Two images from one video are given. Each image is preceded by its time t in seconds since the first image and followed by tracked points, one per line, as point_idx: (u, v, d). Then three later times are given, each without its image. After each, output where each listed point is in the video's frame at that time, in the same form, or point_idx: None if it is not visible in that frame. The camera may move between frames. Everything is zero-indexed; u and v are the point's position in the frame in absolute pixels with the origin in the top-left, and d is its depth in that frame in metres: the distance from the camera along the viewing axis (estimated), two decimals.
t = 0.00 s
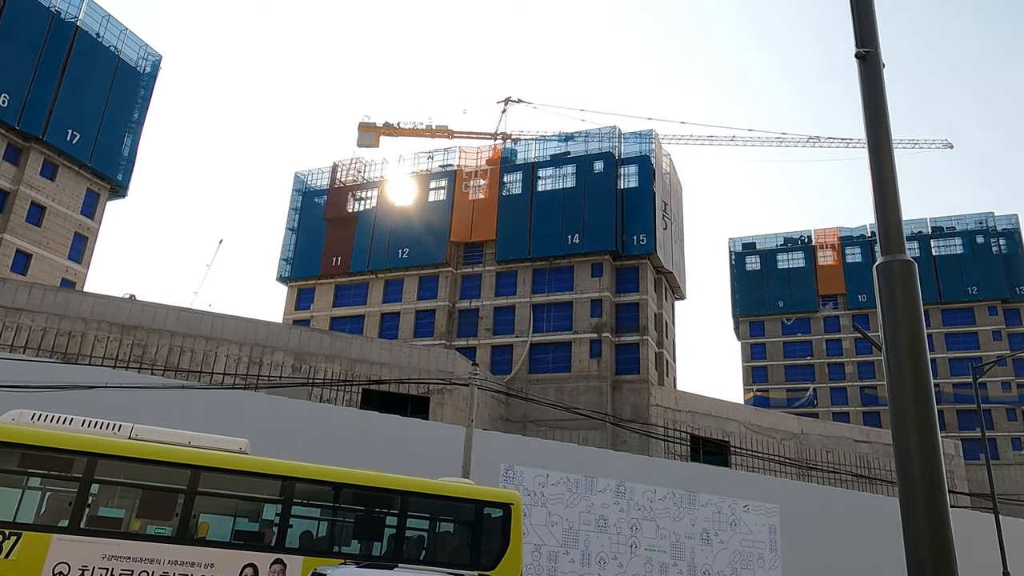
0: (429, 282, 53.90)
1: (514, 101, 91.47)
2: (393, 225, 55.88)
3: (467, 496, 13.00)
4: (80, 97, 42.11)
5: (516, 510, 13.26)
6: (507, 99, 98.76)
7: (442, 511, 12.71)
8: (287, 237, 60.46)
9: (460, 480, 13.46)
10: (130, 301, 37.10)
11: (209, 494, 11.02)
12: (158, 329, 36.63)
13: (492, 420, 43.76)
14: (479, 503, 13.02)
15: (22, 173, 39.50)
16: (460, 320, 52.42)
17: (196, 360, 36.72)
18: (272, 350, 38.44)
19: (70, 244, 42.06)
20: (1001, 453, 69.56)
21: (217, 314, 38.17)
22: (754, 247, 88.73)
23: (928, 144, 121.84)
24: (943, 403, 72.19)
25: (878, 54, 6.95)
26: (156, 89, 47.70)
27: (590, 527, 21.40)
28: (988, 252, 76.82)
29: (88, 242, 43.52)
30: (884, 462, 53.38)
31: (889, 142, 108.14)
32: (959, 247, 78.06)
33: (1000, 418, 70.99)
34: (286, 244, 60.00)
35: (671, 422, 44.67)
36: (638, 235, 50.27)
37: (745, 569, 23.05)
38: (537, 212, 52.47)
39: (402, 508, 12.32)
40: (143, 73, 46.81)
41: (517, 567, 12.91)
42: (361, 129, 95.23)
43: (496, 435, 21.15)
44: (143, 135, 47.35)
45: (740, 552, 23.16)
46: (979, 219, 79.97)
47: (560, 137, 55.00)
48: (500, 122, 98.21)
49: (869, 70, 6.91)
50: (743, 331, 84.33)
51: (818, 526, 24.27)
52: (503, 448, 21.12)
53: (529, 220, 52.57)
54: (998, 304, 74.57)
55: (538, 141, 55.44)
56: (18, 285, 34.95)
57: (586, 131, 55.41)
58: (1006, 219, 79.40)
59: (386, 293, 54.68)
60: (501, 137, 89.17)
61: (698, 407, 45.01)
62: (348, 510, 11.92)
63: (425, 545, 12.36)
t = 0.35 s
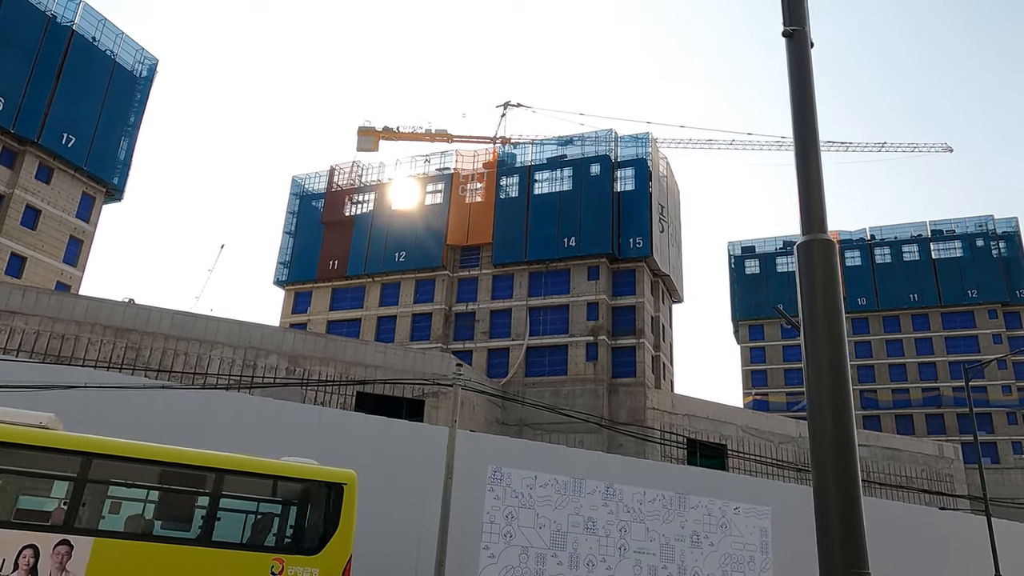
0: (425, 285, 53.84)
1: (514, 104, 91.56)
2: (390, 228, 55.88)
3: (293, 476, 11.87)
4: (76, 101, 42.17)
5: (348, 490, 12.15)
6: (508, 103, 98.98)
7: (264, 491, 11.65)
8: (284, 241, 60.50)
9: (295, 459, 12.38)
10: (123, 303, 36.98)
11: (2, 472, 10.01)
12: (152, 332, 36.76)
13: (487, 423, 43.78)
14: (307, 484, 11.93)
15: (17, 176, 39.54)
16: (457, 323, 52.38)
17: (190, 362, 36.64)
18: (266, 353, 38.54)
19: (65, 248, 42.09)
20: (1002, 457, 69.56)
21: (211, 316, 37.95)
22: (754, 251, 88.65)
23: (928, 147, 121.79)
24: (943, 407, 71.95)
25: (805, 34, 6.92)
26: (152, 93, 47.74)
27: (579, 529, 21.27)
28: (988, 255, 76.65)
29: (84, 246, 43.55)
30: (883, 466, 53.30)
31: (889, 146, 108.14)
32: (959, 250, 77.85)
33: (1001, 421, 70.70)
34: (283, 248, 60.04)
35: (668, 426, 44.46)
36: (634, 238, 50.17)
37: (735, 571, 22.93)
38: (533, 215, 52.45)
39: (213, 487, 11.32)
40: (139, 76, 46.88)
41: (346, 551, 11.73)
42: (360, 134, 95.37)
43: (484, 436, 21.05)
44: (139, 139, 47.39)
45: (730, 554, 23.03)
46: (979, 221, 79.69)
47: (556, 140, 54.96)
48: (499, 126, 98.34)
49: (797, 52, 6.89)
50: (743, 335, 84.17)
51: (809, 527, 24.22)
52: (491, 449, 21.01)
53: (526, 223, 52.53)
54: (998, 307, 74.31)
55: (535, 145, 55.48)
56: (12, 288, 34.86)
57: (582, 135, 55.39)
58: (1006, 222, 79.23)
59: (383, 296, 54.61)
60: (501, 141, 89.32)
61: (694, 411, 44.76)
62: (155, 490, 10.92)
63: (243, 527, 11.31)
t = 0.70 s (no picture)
0: (414, 288, 53.69)
1: (506, 107, 91.54)
2: (378, 231, 55.74)
3: (86, 457, 10.55)
4: (61, 101, 41.91)
5: (145, 470, 10.62)
6: (500, 106, 99.07)
7: (55, 472, 10.37)
8: (273, 243, 60.28)
9: (106, 442, 11.11)
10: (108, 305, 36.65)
11: None
12: (135, 334, 36.45)
13: (474, 426, 43.54)
14: (98, 460, 10.56)
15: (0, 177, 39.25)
16: (445, 326, 52.22)
17: (174, 364, 36.25)
18: (251, 355, 38.19)
19: (50, 249, 41.80)
20: (990, 461, 69.71)
21: (196, 318, 37.82)
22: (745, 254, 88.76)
23: (916, 152, 122.71)
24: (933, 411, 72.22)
25: (731, 21, 7.26)
26: (139, 94, 47.51)
27: (559, 532, 21.13)
28: (977, 259, 76.91)
29: (68, 247, 43.27)
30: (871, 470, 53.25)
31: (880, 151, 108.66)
32: (949, 254, 78.03)
33: (990, 425, 70.83)
34: (271, 250, 59.80)
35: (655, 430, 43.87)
36: (623, 241, 50.17)
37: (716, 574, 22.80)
38: (522, 218, 52.39)
39: None
40: (126, 77, 46.67)
41: (137, 539, 10.18)
42: (352, 136, 95.27)
43: (462, 439, 20.92)
44: (126, 140, 47.14)
45: (711, 558, 22.90)
46: (969, 226, 79.96)
47: (545, 143, 54.94)
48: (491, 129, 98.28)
49: (722, 38, 7.22)
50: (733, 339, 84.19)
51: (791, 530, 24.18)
52: (470, 451, 20.88)
53: (515, 226, 52.46)
54: (987, 311, 74.55)
55: (524, 147, 55.45)
56: None
57: (571, 137, 55.38)
58: (995, 226, 79.58)
59: (372, 299, 54.43)
60: (492, 144, 89.38)
61: (682, 414, 44.16)
62: None
63: (27, 512, 10.07)
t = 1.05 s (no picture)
0: (398, 284, 53.45)
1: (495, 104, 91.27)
2: (363, 227, 55.48)
3: None
4: (40, 94, 41.47)
5: None
6: (489, 103, 98.83)
7: None
8: (257, 239, 59.90)
9: None
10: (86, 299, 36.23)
11: None
12: (115, 329, 35.75)
13: (457, 422, 43.32)
14: None
15: None
16: (430, 322, 52.00)
17: (154, 359, 36.00)
18: (231, 351, 37.99)
19: (28, 242, 41.34)
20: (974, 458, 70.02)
21: (176, 314, 37.51)
22: (732, 252, 88.89)
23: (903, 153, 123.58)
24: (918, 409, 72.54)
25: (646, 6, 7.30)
26: (121, 87, 47.07)
27: (535, 529, 19.72)
28: (962, 258, 77.27)
29: (47, 241, 42.81)
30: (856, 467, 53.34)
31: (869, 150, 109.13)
32: (934, 253, 78.37)
33: (974, 423, 71.15)
34: (256, 245, 59.44)
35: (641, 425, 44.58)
36: (608, 238, 50.07)
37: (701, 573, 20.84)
38: (507, 215, 52.23)
39: None
40: (108, 70, 46.24)
41: None
42: (340, 132, 94.84)
43: (433, 433, 19.28)
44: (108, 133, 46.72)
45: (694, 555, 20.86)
46: (954, 225, 80.34)
47: (531, 139, 54.80)
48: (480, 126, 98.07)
49: (636, 16, 7.30)
50: (720, 337, 84.29)
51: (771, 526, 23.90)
52: (441, 446, 19.24)
53: (500, 222, 52.32)
54: (972, 310, 74.92)
55: (510, 144, 55.31)
56: None
57: (557, 134, 55.25)
58: (980, 225, 80.02)
59: (356, 295, 54.16)
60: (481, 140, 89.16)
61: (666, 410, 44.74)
62: None
63: None
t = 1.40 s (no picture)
0: (390, 281, 53.37)
1: (490, 102, 91.13)
2: (354, 223, 55.31)
3: None
4: (29, 89, 41.28)
5: None
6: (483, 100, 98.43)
7: None
8: (249, 235, 59.73)
9: None
10: (73, 294, 36.05)
11: None
12: (101, 325, 35.54)
13: (448, 419, 43.15)
14: None
15: None
16: (421, 319, 51.86)
17: (141, 355, 35.55)
18: (220, 347, 37.62)
19: (16, 237, 41.14)
20: (967, 455, 69.96)
21: (164, 309, 37.31)
22: (726, 249, 88.73)
23: (897, 150, 123.47)
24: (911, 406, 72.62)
25: None
26: (110, 82, 46.81)
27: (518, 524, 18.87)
28: (956, 254, 77.16)
29: (36, 237, 42.63)
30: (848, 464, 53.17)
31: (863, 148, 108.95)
32: (928, 249, 78.30)
33: (967, 420, 71.05)
34: (248, 242, 59.26)
35: (631, 423, 44.15)
36: (600, 234, 49.90)
37: (680, 568, 20.66)
38: (499, 211, 52.10)
39: None
40: (97, 65, 46.00)
41: None
42: (334, 129, 94.57)
43: (411, 429, 18.42)
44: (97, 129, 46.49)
45: (674, 550, 20.72)
46: (948, 222, 80.25)
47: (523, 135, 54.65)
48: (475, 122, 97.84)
49: None
50: (714, 334, 84.19)
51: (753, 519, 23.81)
52: (423, 439, 18.51)
53: (492, 218, 52.17)
54: (966, 307, 74.90)
55: (502, 140, 55.10)
56: None
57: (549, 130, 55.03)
58: (974, 222, 79.92)
59: (348, 292, 54.11)
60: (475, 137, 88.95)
61: (659, 408, 44.18)
62: None
63: None
